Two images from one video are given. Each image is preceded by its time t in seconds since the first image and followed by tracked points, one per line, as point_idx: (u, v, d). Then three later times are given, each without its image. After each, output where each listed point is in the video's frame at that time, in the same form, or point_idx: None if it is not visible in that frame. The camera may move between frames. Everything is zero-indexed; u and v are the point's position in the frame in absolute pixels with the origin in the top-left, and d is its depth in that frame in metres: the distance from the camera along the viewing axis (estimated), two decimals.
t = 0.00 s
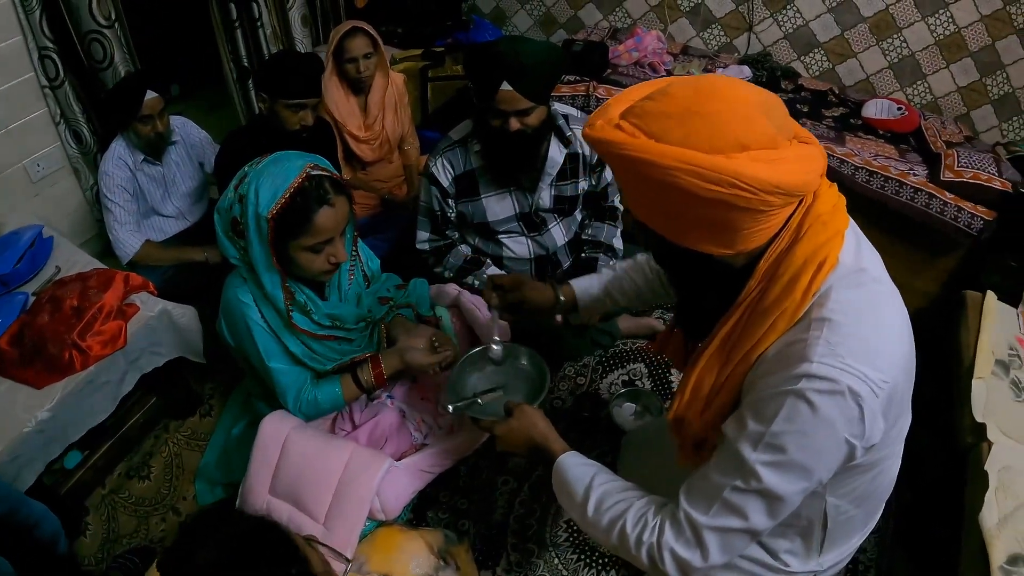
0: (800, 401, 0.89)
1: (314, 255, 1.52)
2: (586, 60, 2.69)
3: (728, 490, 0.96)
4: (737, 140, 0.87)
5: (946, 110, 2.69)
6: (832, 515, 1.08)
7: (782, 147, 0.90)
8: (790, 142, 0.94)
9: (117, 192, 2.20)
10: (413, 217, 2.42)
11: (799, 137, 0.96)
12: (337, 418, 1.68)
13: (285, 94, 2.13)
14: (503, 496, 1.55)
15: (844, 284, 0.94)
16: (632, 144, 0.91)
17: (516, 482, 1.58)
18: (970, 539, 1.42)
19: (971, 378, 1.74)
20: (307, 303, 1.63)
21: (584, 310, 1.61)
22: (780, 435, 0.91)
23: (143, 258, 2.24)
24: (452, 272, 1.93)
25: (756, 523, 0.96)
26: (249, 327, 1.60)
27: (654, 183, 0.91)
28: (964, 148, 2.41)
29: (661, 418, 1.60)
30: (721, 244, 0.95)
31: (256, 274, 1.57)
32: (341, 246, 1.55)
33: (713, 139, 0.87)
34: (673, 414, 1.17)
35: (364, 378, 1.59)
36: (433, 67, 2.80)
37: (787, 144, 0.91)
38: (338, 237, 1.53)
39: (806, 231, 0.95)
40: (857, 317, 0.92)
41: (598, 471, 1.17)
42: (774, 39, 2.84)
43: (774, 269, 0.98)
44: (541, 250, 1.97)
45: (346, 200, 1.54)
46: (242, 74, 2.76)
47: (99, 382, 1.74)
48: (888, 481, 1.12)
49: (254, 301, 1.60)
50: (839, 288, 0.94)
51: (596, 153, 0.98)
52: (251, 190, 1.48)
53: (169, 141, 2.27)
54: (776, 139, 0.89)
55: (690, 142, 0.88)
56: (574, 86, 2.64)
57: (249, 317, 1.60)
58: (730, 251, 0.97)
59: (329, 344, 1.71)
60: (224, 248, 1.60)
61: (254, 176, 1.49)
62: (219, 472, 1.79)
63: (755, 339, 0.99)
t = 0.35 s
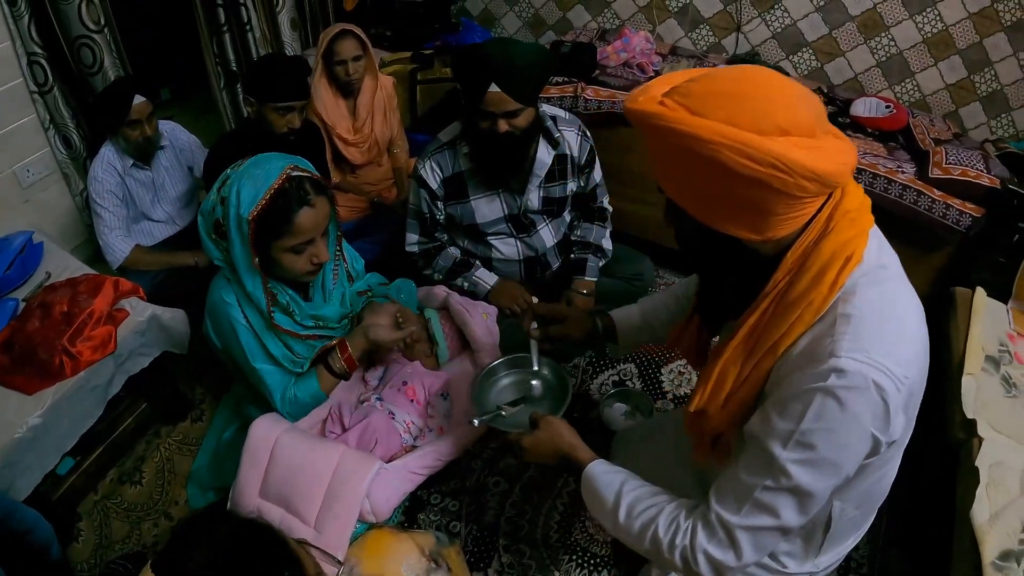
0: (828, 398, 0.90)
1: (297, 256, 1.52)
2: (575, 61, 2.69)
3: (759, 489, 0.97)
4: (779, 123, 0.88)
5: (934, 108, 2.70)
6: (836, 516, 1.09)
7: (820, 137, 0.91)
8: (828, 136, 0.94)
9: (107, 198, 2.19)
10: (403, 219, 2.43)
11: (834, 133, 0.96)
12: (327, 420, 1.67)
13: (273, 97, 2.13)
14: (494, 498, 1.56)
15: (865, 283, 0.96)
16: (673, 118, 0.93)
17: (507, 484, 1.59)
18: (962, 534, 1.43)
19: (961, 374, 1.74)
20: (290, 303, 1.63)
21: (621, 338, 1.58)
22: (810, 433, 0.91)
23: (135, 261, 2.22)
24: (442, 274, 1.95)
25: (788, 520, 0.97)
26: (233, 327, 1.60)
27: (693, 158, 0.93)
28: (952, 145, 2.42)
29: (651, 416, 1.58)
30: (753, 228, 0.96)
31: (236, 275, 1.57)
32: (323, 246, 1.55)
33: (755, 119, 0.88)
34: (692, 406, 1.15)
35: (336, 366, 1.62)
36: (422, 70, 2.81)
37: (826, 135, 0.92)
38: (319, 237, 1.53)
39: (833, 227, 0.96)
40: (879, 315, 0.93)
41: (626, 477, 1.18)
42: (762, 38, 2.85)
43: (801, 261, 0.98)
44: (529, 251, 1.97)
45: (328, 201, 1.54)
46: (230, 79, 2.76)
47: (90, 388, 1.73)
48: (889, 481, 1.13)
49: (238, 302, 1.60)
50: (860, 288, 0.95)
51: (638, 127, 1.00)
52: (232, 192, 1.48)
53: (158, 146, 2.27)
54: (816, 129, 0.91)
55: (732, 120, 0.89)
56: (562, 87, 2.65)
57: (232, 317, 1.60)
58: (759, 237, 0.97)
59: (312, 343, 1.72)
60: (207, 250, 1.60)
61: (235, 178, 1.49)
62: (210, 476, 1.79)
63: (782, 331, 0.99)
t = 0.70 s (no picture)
0: (850, 395, 0.90)
1: (288, 262, 1.53)
2: (565, 61, 2.70)
3: (778, 486, 0.97)
4: (821, 116, 0.89)
5: (925, 103, 2.71)
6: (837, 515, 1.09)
7: (856, 133, 0.92)
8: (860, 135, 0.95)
9: (99, 203, 2.19)
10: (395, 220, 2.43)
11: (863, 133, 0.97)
12: (320, 422, 1.68)
13: (261, 99, 2.13)
14: (488, 499, 1.56)
15: (886, 282, 0.97)
16: (715, 102, 0.92)
17: (501, 484, 1.59)
18: (956, 528, 1.43)
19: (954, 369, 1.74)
20: (275, 303, 1.64)
21: (620, 329, 1.57)
22: (832, 429, 0.92)
23: (127, 267, 2.22)
24: (433, 275, 1.94)
25: (805, 517, 0.98)
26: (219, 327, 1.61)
27: (733, 145, 0.92)
28: (942, 140, 2.43)
29: (643, 415, 1.59)
30: (785, 221, 0.95)
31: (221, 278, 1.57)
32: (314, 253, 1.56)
33: (798, 109, 0.89)
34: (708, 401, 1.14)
35: (304, 350, 1.68)
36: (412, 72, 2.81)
37: (861, 132, 0.94)
38: (311, 244, 1.53)
39: (859, 224, 0.96)
40: (898, 313, 0.94)
41: (640, 474, 1.18)
42: (752, 36, 2.86)
43: (827, 256, 0.98)
44: (520, 251, 1.98)
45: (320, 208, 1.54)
46: (220, 82, 2.75)
47: (83, 393, 1.73)
48: (886, 480, 1.14)
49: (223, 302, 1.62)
50: (883, 287, 0.96)
51: (674, 109, 0.99)
52: (225, 198, 1.48)
53: (150, 151, 2.27)
54: (852, 125, 0.91)
55: (775, 107, 0.89)
56: (552, 87, 2.66)
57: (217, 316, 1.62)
58: (789, 231, 0.97)
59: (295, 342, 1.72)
60: (194, 251, 1.60)
61: (227, 184, 1.50)
62: (205, 480, 1.79)
63: (805, 325, 0.99)
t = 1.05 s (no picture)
0: (852, 388, 0.91)
1: (276, 254, 1.55)
2: (558, 61, 2.70)
3: (777, 479, 0.97)
4: (843, 106, 0.90)
5: (918, 101, 2.72)
6: (831, 512, 1.11)
7: (872, 128, 0.94)
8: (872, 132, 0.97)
9: (94, 208, 2.19)
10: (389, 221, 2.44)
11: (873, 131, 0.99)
12: (315, 424, 1.69)
13: (252, 101, 2.13)
14: (483, 499, 1.55)
15: (889, 280, 0.99)
16: (738, 83, 0.92)
17: (496, 485, 1.58)
18: (951, 523, 1.44)
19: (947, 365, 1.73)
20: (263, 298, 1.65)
21: (601, 316, 1.60)
22: (833, 423, 0.92)
23: (122, 271, 2.22)
24: (427, 277, 1.95)
25: (801, 511, 0.98)
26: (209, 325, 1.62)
27: (753, 127, 0.92)
28: (935, 137, 2.44)
29: (638, 415, 1.61)
30: (794, 210, 0.96)
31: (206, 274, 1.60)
32: (301, 244, 1.59)
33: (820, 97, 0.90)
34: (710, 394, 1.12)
35: (286, 335, 1.65)
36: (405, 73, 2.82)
37: (876, 128, 0.95)
38: (296, 235, 1.56)
39: (864, 220, 0.97)
40: (898, 311, 0.96)
41: (630, 463, 1.18)
42: (745, 35, 2.86)
43: (833, 250, 0.98)
44: (514, 252, 1.98)
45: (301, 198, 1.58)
46: (213, 85, 2.74)
47: (79, 397, 1.73)
48: (878, 478, 1.16)
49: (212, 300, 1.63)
50: (886, 284, 0.98)
51: (694, 88, 0.99)
52: (208, 195, 1.52)
53: (145, 156, 2.27)
54: (869, 119, 0.93)
55: (798, 93, 0.90)
56: (545, 87, 2.66)
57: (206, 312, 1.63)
58: (798, 221, 0.97)
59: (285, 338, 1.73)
60: (183, 253, 1.64)
61: (210, 182, 1.54)
62: (201, 483, 1.80)
63: (810, 318, 0.99)
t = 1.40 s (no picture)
0: (852, 386, 0.91)
1: (257, 237, 1.53)
2: (556, 60, 2.71)
3: (776, 476, 0.98)
4: (844, 107, 0.90)
5: (915, 100, 2.73)
6: (831, 507, 1.11)
7: (873, 129, 0.94)
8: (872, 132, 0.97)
9: (92, 207, 2.19)
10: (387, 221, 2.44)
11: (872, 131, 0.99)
12: (314, 423, 1.70)
13: (250, 100, 2.13)
14: (482, 499, 1.55)
15: (888, 277, 0.99)
16: (740, 82, 0.92)
17: (495, 484, 1.58)
18: (949, 520, 1.44)
19: (946, 363, 1.73)
20: (254, 288, 1.64)
21: (591, 312, 1.60)
22: (832, 420, 0.92)
23: (121, 270, 2.22)
24: (426, 275, 1.95)
25: (800, 508, 0.99)
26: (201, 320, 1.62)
27: (754, 126, 0.91)
28: (932, 136, 2.44)
29: (636, 412, 1.61)
30: (795, 210, 0.95)
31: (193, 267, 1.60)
32: (283, 226, 1.57)
33: (821, 98, 0.90)
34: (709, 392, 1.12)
35: (280, 320, 1.63)
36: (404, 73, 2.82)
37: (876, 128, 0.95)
38: (275, 216, 1.54)
39: (864, 218, 0.98)
40: (898, 308, 0.97)
41: (627, 461, 1.18)
42: (742, 34, 2.87)
43: (832, 249, 0.98)
44: (513, 251, 1.98)
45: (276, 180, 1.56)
46: (211, 84, 2.74)
47: (78, 397, 1.73)
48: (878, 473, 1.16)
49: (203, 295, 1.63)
50: (885, 281, 0.98)
51: (695, 88, 0.99)
52: (187, 187, 1.54)
53: (143, 154, 2.27)
54: (870, 120, 0.93)
55: (800, 93, 0.90)
56: (543, 86, 2.66)
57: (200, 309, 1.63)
58: (797, 221, 0.97)
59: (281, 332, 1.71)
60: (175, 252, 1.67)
61: (189, 176, 1.56)
62: (200, 482, 1.80)
63: (809, 315, 0.99)
